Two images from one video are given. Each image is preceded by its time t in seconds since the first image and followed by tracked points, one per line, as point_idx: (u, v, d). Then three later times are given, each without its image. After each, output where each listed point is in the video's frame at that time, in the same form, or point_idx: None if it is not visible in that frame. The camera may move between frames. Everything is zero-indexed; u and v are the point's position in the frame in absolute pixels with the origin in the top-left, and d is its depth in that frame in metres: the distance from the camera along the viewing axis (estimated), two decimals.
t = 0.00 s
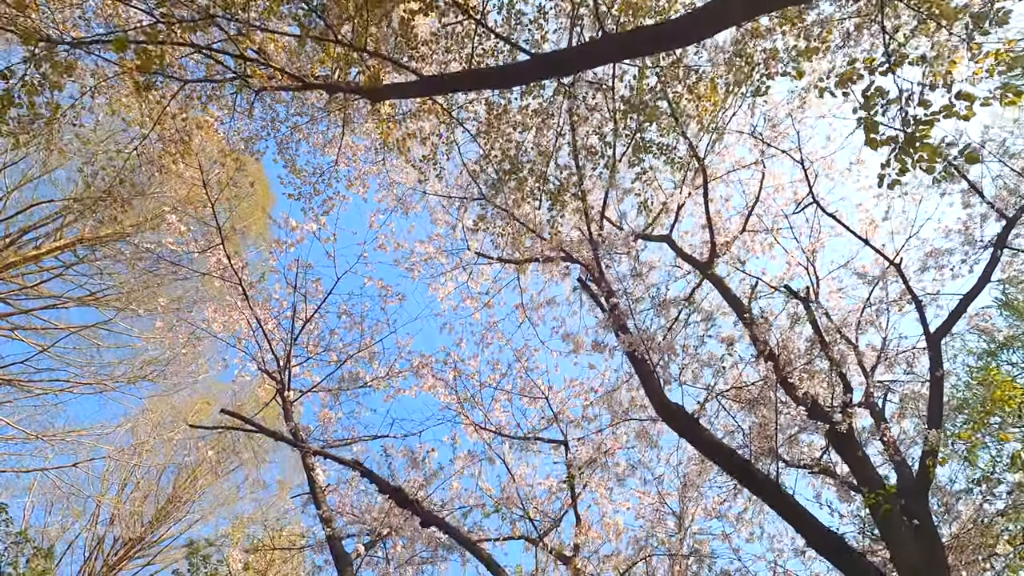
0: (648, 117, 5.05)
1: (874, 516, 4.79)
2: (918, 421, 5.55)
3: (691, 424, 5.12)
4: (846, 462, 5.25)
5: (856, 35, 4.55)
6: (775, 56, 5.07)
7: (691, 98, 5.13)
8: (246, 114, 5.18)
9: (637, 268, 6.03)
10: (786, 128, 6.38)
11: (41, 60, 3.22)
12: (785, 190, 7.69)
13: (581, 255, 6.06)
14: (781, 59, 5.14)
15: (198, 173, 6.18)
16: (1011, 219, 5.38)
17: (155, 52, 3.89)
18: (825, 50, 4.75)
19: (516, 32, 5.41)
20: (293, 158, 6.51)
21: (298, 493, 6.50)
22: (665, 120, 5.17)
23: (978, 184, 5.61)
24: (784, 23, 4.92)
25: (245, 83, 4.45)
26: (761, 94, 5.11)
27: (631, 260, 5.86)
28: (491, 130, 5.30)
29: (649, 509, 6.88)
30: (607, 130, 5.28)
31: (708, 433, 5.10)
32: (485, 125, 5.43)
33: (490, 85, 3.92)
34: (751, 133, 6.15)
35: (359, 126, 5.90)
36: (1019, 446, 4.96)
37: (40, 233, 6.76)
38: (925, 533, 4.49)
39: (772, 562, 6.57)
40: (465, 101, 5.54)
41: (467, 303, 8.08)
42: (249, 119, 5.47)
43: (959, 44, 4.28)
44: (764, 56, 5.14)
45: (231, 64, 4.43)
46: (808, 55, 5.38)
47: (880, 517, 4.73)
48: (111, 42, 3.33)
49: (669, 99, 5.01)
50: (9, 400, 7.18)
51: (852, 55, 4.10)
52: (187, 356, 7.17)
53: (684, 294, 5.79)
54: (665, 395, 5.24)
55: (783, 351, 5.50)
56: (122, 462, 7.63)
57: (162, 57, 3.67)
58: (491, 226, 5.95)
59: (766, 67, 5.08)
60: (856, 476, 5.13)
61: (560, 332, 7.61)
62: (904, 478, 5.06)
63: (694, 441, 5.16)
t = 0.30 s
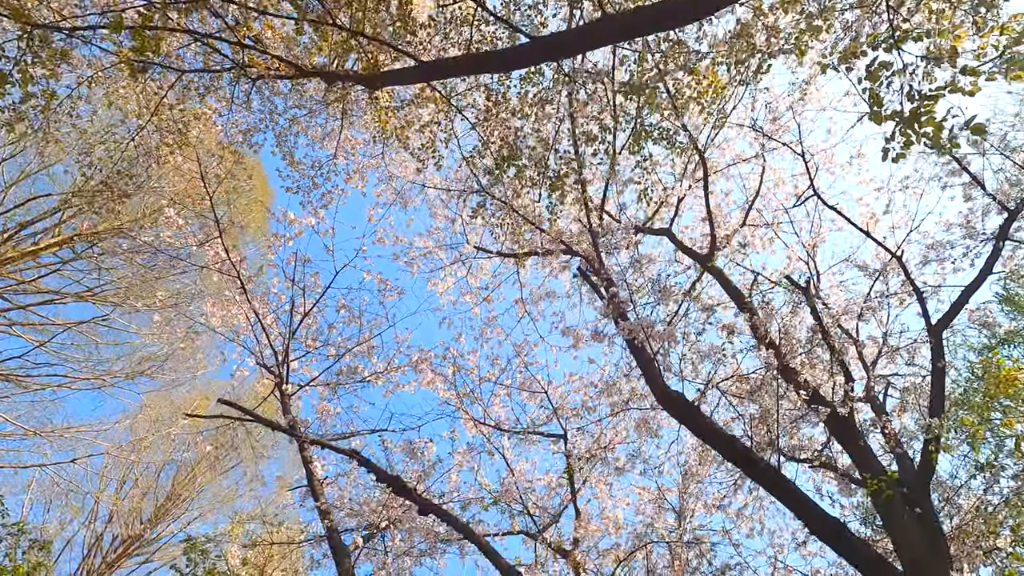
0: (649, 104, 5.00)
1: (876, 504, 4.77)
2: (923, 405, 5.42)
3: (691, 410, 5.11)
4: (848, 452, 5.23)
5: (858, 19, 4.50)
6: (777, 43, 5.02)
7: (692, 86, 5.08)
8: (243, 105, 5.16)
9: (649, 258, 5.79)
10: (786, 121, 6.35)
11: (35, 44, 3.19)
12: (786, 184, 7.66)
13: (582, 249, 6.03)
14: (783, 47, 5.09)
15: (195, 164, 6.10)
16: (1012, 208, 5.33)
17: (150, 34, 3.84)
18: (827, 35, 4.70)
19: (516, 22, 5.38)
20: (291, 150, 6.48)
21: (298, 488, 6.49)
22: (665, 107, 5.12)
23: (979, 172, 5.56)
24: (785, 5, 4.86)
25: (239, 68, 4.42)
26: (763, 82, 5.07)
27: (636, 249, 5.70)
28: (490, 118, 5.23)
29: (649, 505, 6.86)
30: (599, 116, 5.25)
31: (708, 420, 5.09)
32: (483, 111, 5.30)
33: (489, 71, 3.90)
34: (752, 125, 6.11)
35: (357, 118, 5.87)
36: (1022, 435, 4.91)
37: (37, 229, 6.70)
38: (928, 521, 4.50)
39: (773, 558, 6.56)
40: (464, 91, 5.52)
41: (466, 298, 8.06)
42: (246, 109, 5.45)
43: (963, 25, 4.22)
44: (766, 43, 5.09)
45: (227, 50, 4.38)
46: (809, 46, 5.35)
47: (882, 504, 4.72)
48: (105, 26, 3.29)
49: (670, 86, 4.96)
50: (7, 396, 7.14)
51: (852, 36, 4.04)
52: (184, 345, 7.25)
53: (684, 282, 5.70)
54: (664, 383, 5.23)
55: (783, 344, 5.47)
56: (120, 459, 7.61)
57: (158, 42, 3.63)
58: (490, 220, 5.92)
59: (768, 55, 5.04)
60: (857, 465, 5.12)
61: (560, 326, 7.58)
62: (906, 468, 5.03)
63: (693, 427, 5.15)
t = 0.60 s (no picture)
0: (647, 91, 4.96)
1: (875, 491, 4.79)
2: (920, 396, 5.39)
3: (688, 396, 5.15)
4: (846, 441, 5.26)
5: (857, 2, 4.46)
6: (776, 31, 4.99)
7: (690, 74, 5.05)
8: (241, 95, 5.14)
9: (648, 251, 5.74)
10: (786, 113, 6.33)
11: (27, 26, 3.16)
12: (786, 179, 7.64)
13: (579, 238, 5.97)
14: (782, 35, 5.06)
15: (193, 157, 6.10)
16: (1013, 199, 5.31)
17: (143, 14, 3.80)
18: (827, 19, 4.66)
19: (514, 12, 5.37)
20: (289, 143, 6.47)
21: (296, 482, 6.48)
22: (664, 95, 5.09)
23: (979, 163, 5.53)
24: None
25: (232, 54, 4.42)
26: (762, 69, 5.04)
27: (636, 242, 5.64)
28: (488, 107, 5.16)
29: (649, 501, 6.83)
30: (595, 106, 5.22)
31: (705, 406, 5.12)
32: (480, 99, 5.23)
33: (486, 55, 3.89)
34: (752, 117, 6.10)
35: (355, 109, 5.84)
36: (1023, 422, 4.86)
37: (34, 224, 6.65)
38: (928, 508, 4.52)
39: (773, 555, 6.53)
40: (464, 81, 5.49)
41: (465, 293, 8.04)
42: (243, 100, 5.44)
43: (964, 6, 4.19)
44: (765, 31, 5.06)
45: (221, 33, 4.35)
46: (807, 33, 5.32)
47: (881, 490, 4.75)
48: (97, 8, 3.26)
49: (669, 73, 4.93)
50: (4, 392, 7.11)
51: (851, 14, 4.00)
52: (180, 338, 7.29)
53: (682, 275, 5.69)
54: (663, 371, 5.25)
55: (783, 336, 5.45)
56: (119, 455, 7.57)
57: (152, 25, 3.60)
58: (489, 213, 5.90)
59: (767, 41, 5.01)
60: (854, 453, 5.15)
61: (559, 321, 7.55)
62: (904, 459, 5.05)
63: (691, 413, 5.18)
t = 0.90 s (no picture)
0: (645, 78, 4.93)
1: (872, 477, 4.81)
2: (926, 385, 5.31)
3: (685, 383, 5.17)
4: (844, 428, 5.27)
5: None
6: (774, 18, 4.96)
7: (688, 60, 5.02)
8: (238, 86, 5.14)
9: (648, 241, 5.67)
10: (786, 106, 6.31)
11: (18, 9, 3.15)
12: (786, 174, 7.61)
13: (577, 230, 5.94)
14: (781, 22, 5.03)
15: (191, 150, 6.11)
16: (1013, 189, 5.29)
17: None
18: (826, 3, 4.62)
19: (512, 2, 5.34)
20: (286, 135, 6.46)
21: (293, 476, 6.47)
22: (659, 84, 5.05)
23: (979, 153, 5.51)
24: None
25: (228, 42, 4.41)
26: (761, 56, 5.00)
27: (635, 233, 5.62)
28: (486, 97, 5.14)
29: (647, 496, 6.81)
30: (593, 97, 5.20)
31: (703, 393, 5.14)
32: (478, 89, 5.20)
33: (483, 38, 3.86)
34: (751, 110, 6.08)
35: (353, 100, 5.82)
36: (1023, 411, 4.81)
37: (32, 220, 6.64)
38: (927, 495, 4.56)
39: (773, 550, 6.51)
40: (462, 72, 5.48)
41: (463, 288, 8.01)
42: (240, 91, 5.43)
43: None
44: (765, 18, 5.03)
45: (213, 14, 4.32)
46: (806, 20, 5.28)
47: (878, 476, 4.76)
48: None
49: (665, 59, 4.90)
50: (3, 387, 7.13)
51: None
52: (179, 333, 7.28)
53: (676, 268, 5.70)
54: (661, 359, 5.27)
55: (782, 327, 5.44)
56: (117, 451, 7.59)
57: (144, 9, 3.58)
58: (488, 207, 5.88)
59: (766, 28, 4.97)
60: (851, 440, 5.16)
61: (557, 315, 7.53)
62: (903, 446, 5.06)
63: (689, 400, 5.20)
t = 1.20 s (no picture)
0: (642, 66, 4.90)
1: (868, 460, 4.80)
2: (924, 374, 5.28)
3: (680, 367, 5.17)
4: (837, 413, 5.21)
5: None
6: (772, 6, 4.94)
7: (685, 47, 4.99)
8: (234, 77, 5.15)
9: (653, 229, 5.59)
10: (785, 98, 6.30)
11: None
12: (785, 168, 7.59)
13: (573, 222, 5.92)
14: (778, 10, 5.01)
15: (188, 143, 6.10)
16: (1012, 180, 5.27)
17: None
18: None
19: None
20: (283, 128, 6.44)
21: (290, 470, 6.44)
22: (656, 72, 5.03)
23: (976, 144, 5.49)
24: None
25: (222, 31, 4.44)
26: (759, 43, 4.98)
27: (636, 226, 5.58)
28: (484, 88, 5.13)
29: (646, 491, 6.79)
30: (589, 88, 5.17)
31: (698, 377, 5.14)
32: (475, 80, 5.19)
33: (478, 23, 3.85)
34: (749, 102, 6.07)
35: (349, 91, 5.80)
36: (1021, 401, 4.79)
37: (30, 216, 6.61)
38: (926, 482, 4.56)
39: (772, 545, 6.49)
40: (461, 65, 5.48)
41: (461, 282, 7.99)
42: (237, 83, 5.45)
43: None
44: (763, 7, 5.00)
45: None
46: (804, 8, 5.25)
47: (877, 461, 4.76)
48: None
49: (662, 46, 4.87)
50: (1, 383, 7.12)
51: None
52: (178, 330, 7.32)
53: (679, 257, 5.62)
54: (656, 343, 5.27)
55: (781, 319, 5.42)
56: (115, 447, 7.58)
57: None
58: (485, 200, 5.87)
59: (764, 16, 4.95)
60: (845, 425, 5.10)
61: (555, 310, 7.51)
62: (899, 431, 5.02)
63: (684, 385, 5.21)
